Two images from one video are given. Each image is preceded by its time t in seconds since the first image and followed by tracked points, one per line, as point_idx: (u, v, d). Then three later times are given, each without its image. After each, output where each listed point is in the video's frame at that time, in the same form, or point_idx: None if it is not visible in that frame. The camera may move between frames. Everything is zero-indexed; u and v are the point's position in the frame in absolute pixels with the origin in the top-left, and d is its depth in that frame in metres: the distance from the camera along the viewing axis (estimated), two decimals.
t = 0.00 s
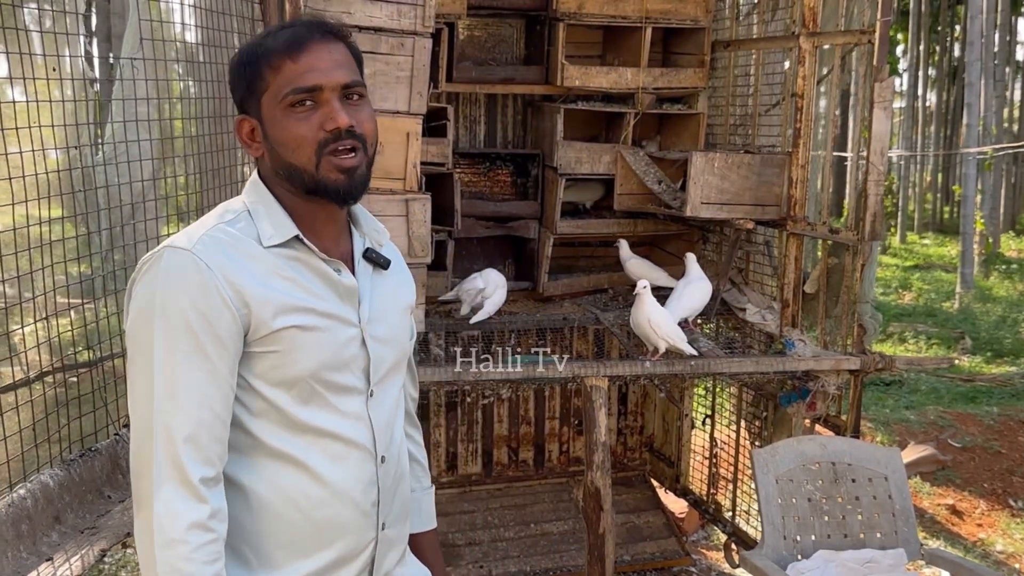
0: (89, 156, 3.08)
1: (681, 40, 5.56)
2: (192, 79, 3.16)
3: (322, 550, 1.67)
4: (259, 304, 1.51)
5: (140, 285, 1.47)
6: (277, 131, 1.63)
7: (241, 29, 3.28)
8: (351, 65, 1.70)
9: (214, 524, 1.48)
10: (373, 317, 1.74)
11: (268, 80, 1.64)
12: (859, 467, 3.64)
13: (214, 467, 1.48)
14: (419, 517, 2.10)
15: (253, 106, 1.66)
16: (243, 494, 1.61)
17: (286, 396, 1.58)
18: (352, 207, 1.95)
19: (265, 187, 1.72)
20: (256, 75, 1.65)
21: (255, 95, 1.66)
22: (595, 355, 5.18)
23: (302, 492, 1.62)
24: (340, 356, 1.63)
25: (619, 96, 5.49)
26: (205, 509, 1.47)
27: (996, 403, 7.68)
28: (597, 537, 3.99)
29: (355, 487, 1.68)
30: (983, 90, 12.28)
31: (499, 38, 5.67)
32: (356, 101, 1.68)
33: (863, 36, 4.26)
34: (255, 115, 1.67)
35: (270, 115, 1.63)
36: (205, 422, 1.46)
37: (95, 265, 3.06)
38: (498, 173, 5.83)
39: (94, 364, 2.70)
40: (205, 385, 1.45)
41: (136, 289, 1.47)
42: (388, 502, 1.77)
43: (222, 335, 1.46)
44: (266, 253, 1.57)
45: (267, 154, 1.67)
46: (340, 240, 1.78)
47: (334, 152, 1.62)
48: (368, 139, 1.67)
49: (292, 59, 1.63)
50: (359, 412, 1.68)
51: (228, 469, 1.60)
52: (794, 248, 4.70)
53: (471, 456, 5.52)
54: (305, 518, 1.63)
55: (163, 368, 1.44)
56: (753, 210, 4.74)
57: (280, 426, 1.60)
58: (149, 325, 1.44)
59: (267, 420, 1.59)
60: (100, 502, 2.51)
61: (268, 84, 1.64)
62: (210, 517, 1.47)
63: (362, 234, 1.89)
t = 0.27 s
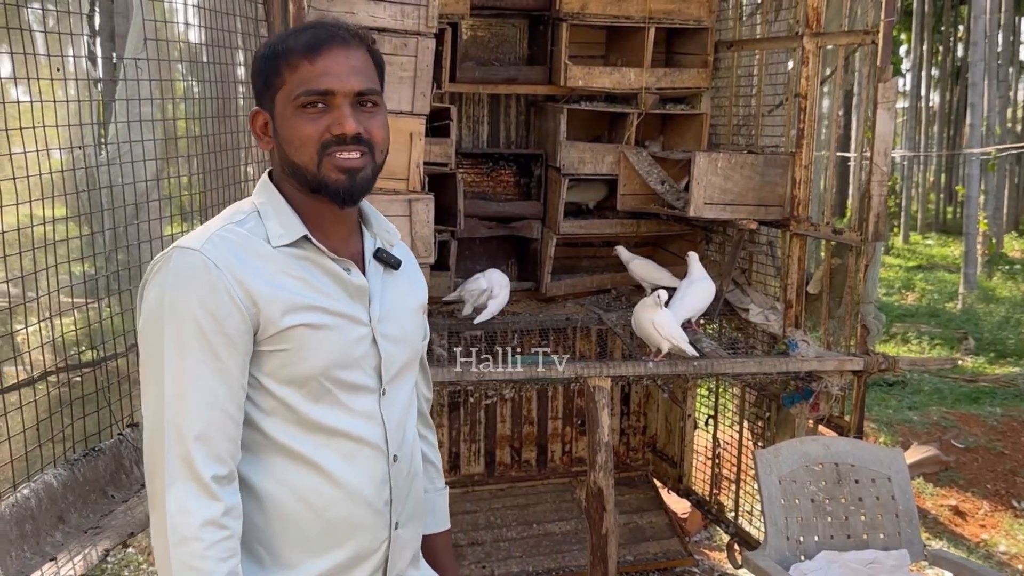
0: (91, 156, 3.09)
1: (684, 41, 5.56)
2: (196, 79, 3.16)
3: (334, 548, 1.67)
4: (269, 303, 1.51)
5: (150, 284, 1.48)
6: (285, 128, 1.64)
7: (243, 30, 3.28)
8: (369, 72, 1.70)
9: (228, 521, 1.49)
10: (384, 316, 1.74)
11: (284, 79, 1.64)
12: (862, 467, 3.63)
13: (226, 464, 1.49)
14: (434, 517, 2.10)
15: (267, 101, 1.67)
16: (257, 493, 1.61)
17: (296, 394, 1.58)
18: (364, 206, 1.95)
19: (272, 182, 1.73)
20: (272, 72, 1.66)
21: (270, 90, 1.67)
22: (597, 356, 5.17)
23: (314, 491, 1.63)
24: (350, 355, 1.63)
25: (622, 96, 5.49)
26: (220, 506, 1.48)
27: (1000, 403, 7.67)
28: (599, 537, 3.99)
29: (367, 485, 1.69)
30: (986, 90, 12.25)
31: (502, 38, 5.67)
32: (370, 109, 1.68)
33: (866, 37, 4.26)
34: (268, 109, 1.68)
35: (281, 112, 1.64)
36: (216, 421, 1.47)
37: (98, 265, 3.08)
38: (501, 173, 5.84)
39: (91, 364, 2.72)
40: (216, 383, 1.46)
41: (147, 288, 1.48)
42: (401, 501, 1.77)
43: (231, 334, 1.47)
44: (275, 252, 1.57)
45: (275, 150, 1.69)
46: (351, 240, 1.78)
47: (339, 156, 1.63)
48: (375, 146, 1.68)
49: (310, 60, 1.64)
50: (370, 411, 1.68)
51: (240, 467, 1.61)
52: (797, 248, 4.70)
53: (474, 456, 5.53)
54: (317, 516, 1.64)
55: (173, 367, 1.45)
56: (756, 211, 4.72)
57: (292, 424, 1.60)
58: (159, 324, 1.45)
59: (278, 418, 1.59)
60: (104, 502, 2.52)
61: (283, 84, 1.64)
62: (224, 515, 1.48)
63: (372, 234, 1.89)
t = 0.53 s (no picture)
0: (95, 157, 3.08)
1: (686, 41, 5.56)
2: (197, 78, 3.13)
3: (353, 546, 1.67)
4: (295, 298, 1.52)
5: (180, 277, 1.50)
6: (315, 129, 1.65)
7: (246, 31, 3.26)
8: (401, 77, 1.70)
9: (252, 513, 1.49)
10: (406, 316, 1.74)
11: (317, 81, 1.65)
12: (864, 468, 3.63)
13: (251, 457, 1.50)
14: (455, 518, 2.10)
15: (299, 101, 1.68)
16: (279, 488, 1.61)
17: (320, 390, 1.59)
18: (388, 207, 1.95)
19: (301, 181, 1.74)
20: (304, 72, 1.67)
21: (302, 90, 1.68)
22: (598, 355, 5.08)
23: (335, 487, 1.63)
24: (373, 352, 1.64)
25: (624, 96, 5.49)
26: (244, 498, 1.48)
27: (1001, 404, 7.67)
28: (601, 537, 3.98)
29: (387, 483, 1.69)
30: (987, 90, 12.23)
31: (504, 38, 5.67)
32: (399, 113, 1.68)
33: (868, 37, 4.25)
34: (300, 109, 1.69)
35: (312, 112, 1.65)
36: (242, 413, 1.48)
37: (102, 265, 3.06)
38: (503, 173, 5.85)
39: (99, 360, 2.69)
40: (243, 376, 1.47)
41: (176, 280, 1.50)
42: (420, 500, 1.77)
43: (259, 327, 1.48)
44: (302, 249, 1.58)
45: (306, 150, 1.70)
46: (376, 241, 1.79)
47: (367, 158, 1.64)
48: (403, 150, 1.68)
49: (343, 63, 1.64)
50: (391, 409, 1.68)
51: (264, 463, 1.61)
52: (799, 248, 4.70)
53: (476, 456, 5.53)
54: (338, 513, 1.64)
55: (202, 359, 1.46)
56: (758, 211, 4.72)
57: (315, 420, 1.60)
58: (188, 316, 1.47)
59: (301, 414, 1.59)
60: (106, 502, 2.53)
61: (316, 85, 1.65)
62: (248, 506, 1.48)
63: (396, 236, 1.89)
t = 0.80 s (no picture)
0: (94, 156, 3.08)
1: (685, 41, 5.56)
2: (198, 79, 3.15)
3: (367, 543, 1.66)
4: (315, 293, 1.52)
5: (202, 270, 1.50)
6: (338, 128, 1.66)
7: (245, 30, 3.27)
8: (425, 78, 1.70)
9: (272, 503, 1.49)
10: (423, 315, 1.74)
11: (343, 80, 1.66)
12: (862, 468, 3.63)
13: (270, 449, 1.50)
14: (467, 521, 2.09)
15: (324, 100, 1.69)
16: (295, 482, 1.61)
17: (337, 386, 1.59)
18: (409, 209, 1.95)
19: (324, 180, 1.75)
20: (330, 72, 1.68)
21: (327, 90, 1.69)
22: (598, 356, 5.13)
23: (351, 483, 1.63)
24: (390, 350, 1.64)
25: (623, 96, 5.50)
26: (263, 488, 1.48)
27: (1001, 403, 7.67)
28: (600, 537, 3.98)
29: (402, 481, 1.68)
30: (987, 90, 12.23)
31: (503, 38, 5.67)
32: (421, 113, 1.68)
33: (867, 37, 4.25)
34: (324, 109, 1.70)
35: (336, 111, 1.66)
36: (262, 406, 1.48)
37: (100, 265, 3.06)
38: (502, 173, 5.86)
39: (98, 363, 2.71)
40: (263, 369, 1.48)
41: (199, 274, 1.50)
42: (433, 499, 1.76)
43: (279, 321, 1.48)
44: (323, 246, 1.59)
45: (329, 149, 1.71)
46: (397, 241, 1.79)
47: (388, 156, 1.64)
48: (425, 150, 1.68)
49: (368, 63, 1.65)
50: (407, 407, 1.68)
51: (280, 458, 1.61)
52: (798, 248, 4.70)
53: (475, 456, 5.53)
54: (353, 509, 1.63)
55: (224, 351, 1.47)
56: (757, 211, 4.72)
57: (332, 416, 1.60)
58: (210, 309, 1.47)
59: (319, 409, 1.59)
60: (104, 502, 2.53)
61: (341, 84, 1.66)
62: (268, 496, 1.48)
63: (416, 237, 1.88)
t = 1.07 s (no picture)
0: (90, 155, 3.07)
1: (683, 40, 5.55)
2: (200, 80, 3.17)
3: (374, 542, 1.66)
4: (324, 291, 1.52)
5: (212, 268, 1.50)
6: (346, 126, 1.65)
7: (243, 29, 3.23)
8: (432, 76, 1.70)
9: (282, 500, 1.49)
10: (431, 314, 1.73)
11: (350, 78, 1.65)
12: (860, 466, 3.63)
13: (279, 446, 1.49)
14: (478, 519, 2.05)
15: (332, 99, 1.69)
16: (304, 480, 1.61)
17: (345, 385, 1.58)
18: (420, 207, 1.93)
19: (334, 179, 1.74)
20: (337, 70, 1.67)
21: (335, 89, 1.68)
22: (596, 355, 5.14)
23: (358, 482, 1.62)
24: (398, 349, 1.63)
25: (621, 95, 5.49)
26: (273, 485, 1.48)
27: (999, 402, 7.67)
28: (597, 536, 3.98)
29: (409, 481, 1.67)
30: (985, 89, 12.23)
31: (501, 37, 5.66)
32: (429, 110, 1.68)
33: (865, 36, 4.25)
34: (332, 107, 1.70)
35: (344, 109, 1.66)
36: (271, 403, 1.48)
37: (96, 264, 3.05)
38: (500, 172, 5.86)
39: (89, 359, 2.68)
40: (272, 367, 1.47)
41: (209, 272, 1.51)
42: (441, 499, 1.75)
43: (287, 320, 1.48)
44: (332, 245, 1.58)
45: (338, 147, 1.70)
46: (407, 239, 1.78)
47: (397, 153, 1.63)
48: (433, 147, 1.68)
49: (375, 60, 1.64)
50: (415, 407, 1.67)
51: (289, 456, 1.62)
52: (795, 247, 4.69)
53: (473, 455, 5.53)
54: (360, 508, 1.63)
55: (233, 349, 1.47)
56: (755, 209, 4.72)
57: (340, 415, 1.60)
58: (220, 307, 1.47)
59: (328, 407, 1.59)
60: (99, 501, 2.53)
61: (348, 82, 1.65)
62: (278, 493, 1.48)
63: (427, 235, 1.86)
